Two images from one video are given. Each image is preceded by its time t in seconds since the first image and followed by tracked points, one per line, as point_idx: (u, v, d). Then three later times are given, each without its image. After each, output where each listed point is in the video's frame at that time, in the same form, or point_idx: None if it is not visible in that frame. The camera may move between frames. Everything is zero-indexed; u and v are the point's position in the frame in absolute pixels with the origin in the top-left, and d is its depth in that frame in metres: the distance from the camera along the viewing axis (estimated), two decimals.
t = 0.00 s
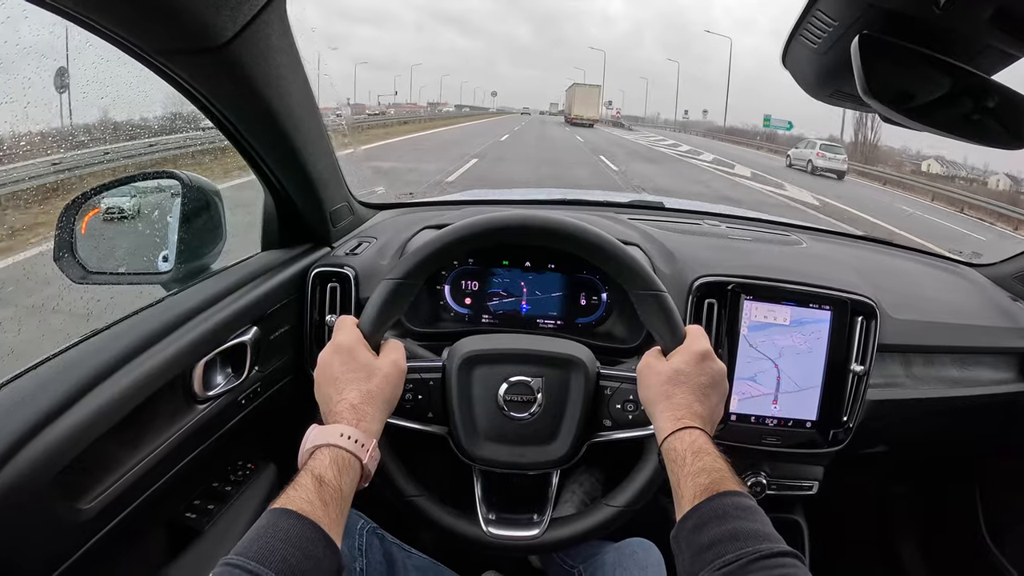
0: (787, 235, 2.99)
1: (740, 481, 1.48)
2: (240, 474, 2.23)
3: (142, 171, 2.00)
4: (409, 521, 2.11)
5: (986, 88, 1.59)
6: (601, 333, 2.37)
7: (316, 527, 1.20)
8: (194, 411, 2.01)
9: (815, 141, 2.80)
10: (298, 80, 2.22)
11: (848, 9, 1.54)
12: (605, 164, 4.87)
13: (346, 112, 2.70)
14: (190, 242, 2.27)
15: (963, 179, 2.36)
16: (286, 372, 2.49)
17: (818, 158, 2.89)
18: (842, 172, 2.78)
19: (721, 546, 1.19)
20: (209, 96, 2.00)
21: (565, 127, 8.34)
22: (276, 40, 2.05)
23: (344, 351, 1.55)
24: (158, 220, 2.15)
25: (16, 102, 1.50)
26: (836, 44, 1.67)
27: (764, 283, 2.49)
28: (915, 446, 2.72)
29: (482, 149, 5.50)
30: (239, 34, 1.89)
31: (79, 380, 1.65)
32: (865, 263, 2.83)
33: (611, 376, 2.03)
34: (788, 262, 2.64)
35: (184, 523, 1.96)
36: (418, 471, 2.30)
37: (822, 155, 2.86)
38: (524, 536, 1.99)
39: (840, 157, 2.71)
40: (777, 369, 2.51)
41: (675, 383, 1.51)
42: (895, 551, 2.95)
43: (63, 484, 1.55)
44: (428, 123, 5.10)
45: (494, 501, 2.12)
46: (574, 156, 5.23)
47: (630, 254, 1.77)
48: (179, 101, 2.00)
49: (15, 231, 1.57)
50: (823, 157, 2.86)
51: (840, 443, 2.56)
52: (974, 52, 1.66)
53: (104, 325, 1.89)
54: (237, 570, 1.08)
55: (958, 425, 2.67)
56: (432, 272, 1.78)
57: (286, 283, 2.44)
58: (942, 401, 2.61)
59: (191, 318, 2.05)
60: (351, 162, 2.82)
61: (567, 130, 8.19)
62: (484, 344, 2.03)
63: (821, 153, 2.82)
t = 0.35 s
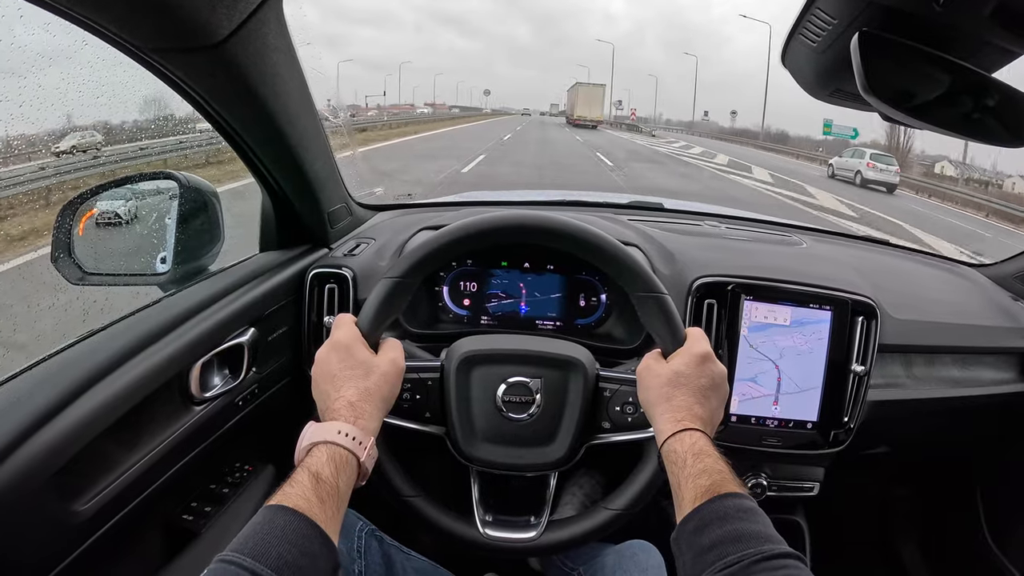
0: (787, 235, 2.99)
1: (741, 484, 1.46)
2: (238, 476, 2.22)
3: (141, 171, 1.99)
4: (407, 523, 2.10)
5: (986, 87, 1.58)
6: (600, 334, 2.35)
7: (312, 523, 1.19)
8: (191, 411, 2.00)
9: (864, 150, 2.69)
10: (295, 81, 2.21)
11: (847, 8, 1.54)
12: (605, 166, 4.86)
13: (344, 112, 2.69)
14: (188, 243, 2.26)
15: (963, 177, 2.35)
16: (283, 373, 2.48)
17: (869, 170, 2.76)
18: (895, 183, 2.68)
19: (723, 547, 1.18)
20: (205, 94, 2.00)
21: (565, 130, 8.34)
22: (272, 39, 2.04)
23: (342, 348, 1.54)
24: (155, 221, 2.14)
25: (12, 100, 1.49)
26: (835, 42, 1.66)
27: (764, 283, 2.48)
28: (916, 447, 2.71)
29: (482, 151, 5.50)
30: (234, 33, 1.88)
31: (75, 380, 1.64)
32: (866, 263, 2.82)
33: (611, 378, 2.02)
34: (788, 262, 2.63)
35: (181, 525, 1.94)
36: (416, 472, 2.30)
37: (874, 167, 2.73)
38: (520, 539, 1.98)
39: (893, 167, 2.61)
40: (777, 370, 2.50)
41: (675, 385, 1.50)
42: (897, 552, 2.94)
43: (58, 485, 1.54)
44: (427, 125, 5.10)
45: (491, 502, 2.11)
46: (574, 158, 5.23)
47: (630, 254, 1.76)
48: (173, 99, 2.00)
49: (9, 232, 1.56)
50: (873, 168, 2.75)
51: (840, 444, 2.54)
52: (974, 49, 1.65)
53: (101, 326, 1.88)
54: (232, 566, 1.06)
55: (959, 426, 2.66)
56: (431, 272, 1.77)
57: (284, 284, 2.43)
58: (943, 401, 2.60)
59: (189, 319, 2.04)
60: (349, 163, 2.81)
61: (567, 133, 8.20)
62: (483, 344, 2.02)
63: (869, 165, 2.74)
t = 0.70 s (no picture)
0: (785, 236, 3.00)
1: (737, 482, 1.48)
2: (241, 476, 2.24)
3: (144, 176, 2.02)
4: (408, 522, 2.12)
5: (980, 89, 1.60)
6: (599, 335, 2.38)
7: (315, 522, 1.21)
8: (195, 413, 2.02)
9: (924, 163, 2.58)
10: (296, 87, 2.24)
11: (840, 12, 1.56)
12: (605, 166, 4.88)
13: (344, 116, 2.72)
14: (191, 247, 2.29)
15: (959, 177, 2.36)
16: (285, 375, 2.51)
17: (932, 184, 2.61)
18: (958, 200, 2.56)
19: (717, 545, 1.20)
20: (208, 101, 2.02)
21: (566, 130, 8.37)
22: (273, 47, 2.06)
23: (344, 350, 1.56)
24: (159, 224, 2.17)
25: (18, 108, 1.52)
26: (829, 45, 1.68)
27: (761, 283, 2.50)
28: (915, 446, 2.73)
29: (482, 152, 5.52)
30: (235, 42, 1.91)
31: (80, 383, 1.67)
32: (863, 263, 2.84)
33: (608, 378, 2.04)
34: (786, 262, 2.65)
35: (185, 526, 1.97)
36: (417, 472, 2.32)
37: (938, 181, 2.58)
38: (519, 537, 2.00)
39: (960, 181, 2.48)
40: (774, 370, 2.52)
41: (672, 385, 1.52)
42: (896, 550, 2.96)
43: (64, 487, 1.56)
44: (427, 126, 5.12)
45: (491, 502, 2.14)
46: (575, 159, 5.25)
47: (627, 256, 1.78)
48: (177, 106, 2.02)
49: (13, 237, 1.59)
50: (936, 182, 2.59)
51: (837, 442, 2.56)
52: (965, 51, 1.67)
53: (106, 329, 1.90)
54: (237, 565, 1.09)
55: (957, 425, 2.68)
56: (431, 275, 1.80)
57: (286, 286, 2.45)
58: (941, 400, 2.62)
59: (192, 322, 2.06)
60: (349, 165, 2.84)
61: (568, 133, 8.22)
62: (482, 345, 2.04)
63: (931, 177, 2.58)
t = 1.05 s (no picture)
0: (784, 235, 3.01)
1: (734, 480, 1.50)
2: (243, 475, 2.26)
3: (146, 177, 2.04)
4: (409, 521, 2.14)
5: (975, 89, 1.62)
6: (598, 334, 2.40)
7: (316, 520, 1.23)
8: (196, 413, 2.04)
9: (1000, 181, 2.34)
10: (296, 89, 2.25)
11: (835, 13, 1.57)
12: (605, 166, 4.89)
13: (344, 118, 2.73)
14: (192, 248, 2.30)
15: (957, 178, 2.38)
16: (286, 374, 2.53)
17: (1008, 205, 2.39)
18: None
19: (713, 543, 1.22)
20: (208, 104, 2.04)
21: (567, 130, 8.38)
22: (273, 50, 2.07)
23: (344, 350, 1.58)
24: (160, 226, 2.18)
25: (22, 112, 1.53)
26: (825, 46, 1.70)
27: (759, 282, 2.51)
28: (913, 445, 2.74)
29: (483, 152, 5.53)
30: (235, 47, 1.92)
31: (83, 383, 1.68)
32: (861, 262, 2.85)
33: (606, 378, 2.06)
34: (784, 262, 2.66)
35: (187, 524, 1.99)
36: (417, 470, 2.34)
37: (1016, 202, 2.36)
38: (518, 535, 2.02)
39: None
40: (772, 369, 2.53)
41: (669, 385, 1.54)
42: (895, 548, 2.97)
43: (67, 487, 1.58)
44: (428, 126, 5.13)
45: (490, 500, 2.15)
46: (575, 159, 5.27)
47: (624, 257, 1.80)
48: (178, 108, 2.04)
49: (17, 241, 1.61)
50: (1013, 203, 2.37)
51: (836, 441, 2.57)
52: (960, 52, 1.68)
53: (108, 330, 1.92)
54: (239, 562, 1.11)
55: (955, 423, 2.69)
56: (430, 275, 1.81)
57: (286, 287, 2.47)
58: (940, 399, 2.63)
59: (193, 323, 2.08)
60: (349, 166, 2.85)
61: (569, 133, 8.24)
62: (481, 344, 2.06)
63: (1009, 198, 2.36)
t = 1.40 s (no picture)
0: (784, 233, 3.00)
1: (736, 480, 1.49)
2: (242, 474, 2.25)
3: (144, 175, 2.03)
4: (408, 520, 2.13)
5: (976, 85, 1.60)
6: (598, 332, 2.39)
7: (314, 516, 1.22)
8: (195, 412, 2.03)
9: None
10: (295, 87, 2.24)
11: (836, 8, 1.56)
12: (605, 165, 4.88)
13: (343, 116, 2.72)
14: (191, 246, 2.30)
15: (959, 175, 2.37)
16: (285, 373, 2.52)
17: None
18: None
19: (715, 543, 1.21)
20: (206, 102, 2.03)
21: (566, 130, 8.37)
22: (270, 47, 2.06)
23: (343, 346, 1.57)
24: (159, 225, 2.17)
25: (18, 110, 1.52)
26: (826, 41, 1.68)
27: (760, 280, 2.50)
28: (915, 443, 2.73)
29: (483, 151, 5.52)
30: (233, 43, 1.91)
31: (81, 382, 1.67)
32: (862, 260, 2.84)
33: (606, 376, 2.05)
34: (785, 259, 2.65)
35: (186, 524, 1.98)
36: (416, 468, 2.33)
37: None
38: (517, 534, 2.01)
39: None
40: (773, 367, 2.52)
41: (670, 384, 1.53)
42: (897, 547, 2.96)
43: (64, 486, 1.57)
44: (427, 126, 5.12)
45: (489, 499, 2.14)
46: (575, 158, 5.26)
47: (624, 254, 1.79)
48: (175, 105, 2.02)
49: (15, 241, 1.60)
50: None
51: (837, 439, 2.56)
52: (961, 47, 1.67)
53: (106, 328, 1.91)
54: (236, 558, 1.10)
55: (957, 422, 2.68)
56: (429, 273, 1.80)
57: (285, 285, 2.46)
58: (941, 397, 2.62)
59: (192, 322, 2.07)
60: (349, 165, 2.84)
61: (569, 133, 8.24)
62: (481, 341, 2.04)
63: None
